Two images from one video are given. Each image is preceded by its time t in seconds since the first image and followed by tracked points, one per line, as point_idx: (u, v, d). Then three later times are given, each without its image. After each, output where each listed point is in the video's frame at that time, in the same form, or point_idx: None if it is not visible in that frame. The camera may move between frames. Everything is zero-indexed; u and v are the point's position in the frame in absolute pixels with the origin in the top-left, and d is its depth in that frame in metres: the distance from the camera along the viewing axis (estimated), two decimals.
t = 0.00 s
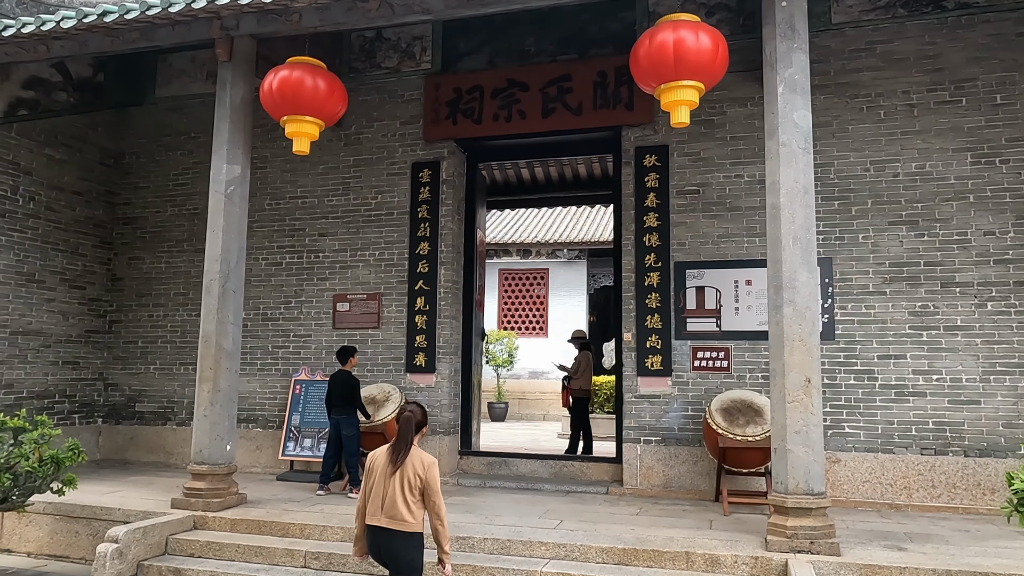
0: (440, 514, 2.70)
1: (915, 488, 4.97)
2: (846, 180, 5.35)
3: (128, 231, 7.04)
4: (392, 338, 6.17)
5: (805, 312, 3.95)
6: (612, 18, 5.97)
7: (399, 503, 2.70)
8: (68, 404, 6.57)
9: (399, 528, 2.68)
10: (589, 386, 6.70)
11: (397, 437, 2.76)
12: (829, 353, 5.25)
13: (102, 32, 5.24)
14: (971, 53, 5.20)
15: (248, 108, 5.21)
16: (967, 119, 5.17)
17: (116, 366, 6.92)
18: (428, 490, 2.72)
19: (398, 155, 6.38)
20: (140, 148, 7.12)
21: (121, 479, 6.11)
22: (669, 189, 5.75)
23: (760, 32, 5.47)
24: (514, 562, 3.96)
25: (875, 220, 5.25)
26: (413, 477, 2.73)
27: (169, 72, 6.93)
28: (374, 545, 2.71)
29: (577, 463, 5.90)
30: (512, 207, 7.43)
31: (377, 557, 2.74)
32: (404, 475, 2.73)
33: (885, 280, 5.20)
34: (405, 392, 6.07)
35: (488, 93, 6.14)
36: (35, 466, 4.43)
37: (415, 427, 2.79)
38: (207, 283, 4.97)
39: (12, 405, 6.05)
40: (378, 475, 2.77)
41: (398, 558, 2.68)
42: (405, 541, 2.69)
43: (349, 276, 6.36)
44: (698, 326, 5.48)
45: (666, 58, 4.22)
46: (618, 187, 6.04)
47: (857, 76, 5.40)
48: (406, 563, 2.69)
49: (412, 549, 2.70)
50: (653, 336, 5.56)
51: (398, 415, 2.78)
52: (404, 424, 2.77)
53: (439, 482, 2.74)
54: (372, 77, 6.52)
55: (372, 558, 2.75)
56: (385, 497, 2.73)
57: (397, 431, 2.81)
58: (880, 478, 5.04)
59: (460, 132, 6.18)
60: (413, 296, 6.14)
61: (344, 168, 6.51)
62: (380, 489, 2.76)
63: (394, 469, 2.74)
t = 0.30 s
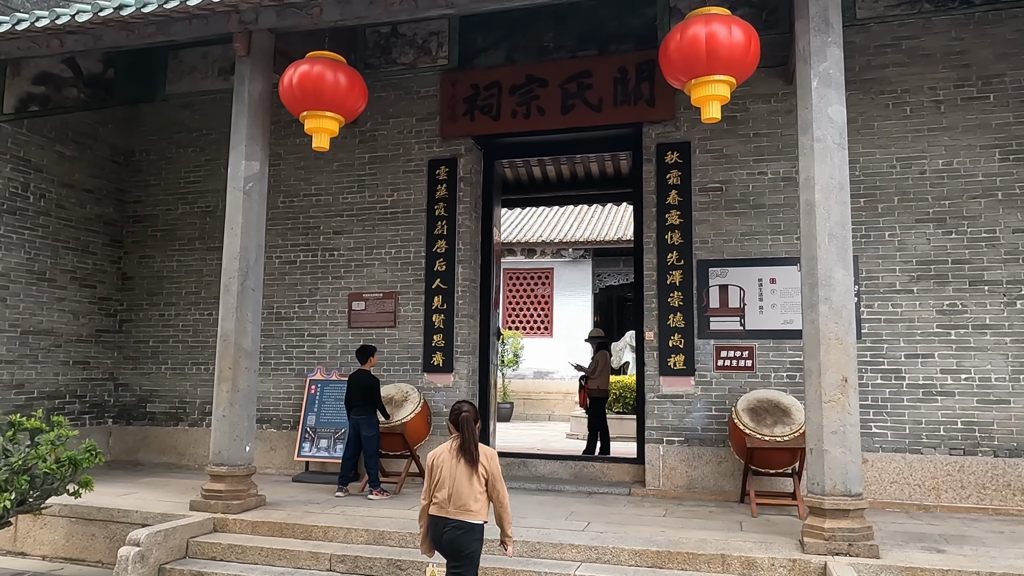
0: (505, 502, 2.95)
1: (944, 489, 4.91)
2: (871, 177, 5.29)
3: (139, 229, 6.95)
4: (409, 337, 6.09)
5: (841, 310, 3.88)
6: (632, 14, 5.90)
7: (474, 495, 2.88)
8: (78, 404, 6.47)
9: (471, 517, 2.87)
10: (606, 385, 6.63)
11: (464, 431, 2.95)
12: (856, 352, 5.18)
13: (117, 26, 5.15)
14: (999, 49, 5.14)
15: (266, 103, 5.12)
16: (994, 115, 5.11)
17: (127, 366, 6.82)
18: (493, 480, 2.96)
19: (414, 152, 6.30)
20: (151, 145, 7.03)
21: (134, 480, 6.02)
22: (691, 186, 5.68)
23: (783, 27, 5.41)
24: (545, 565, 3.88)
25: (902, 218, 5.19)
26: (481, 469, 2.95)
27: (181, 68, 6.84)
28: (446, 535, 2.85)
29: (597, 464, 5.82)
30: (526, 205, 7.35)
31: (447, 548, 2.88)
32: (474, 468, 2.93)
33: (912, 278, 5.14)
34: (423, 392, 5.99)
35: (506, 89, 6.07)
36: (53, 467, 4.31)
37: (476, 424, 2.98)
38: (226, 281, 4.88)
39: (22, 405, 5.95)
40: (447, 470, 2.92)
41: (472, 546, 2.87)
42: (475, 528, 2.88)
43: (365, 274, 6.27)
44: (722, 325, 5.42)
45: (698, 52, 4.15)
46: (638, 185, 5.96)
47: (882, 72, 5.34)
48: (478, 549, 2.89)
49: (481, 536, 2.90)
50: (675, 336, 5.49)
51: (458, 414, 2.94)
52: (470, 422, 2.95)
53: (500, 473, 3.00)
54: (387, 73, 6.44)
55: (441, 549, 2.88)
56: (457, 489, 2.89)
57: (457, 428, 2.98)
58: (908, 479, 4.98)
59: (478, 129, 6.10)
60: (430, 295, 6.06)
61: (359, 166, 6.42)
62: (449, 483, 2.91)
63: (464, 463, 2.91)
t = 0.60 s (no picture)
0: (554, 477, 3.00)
1: (976, 491, 4.83)
2: (899, 174, 5.21)
3: (150, 228, 6.84)
4: (427, 338, 6.00)
5: (881, 310, 3.80)
6: (653, 9, 5.81)
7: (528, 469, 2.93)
8: (89, 406, 6.37)
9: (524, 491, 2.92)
10: (626, 386, 6.54)
11: (512, 411, 3.04)
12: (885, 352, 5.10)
13: (132, 21, 5.05)
14: None
15: (285, 100, 5.03)
16: None
17: (138, 367, 6.72)
18: (542, 457, 3.01)
19: (431, 150, 6.21)
20: (162, 143, 6.92)
21: (148, 483, 5.92)
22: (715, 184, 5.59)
23: (810, 23, 5.32)
24: (579, 572, 3.79)
25: (931, 216, 5.12)
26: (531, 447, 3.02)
27: (193, 65, 6.74)
28: (501, 511, 2.90)
29: (619, 466, 5.74)
30: (543, 204, 7.26)
31: (504, 525, 2.91)
32: (525, 445, 3.00)
33: (942, 277, 5.06)
34: (441, 393, 5.90)
35: (525, 86, 5.98)
36: (72, 472, 4.19)
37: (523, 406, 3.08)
38: (245, 281, 4.79)
39: (34, 408, 5.84)
40: (500, 448, 2.98)
41: (529, 520, 2.90)
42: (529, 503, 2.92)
43: (381, 274, 6.18)
44: (747, 325, 5.34)
45: (732, 46, 4.04)
46: (660, 183, 5.88)
47: (910, 68, 5.26)
48: (534, 525, 2.91)
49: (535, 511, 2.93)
50: (700, 336, 5.41)
51: (507, 395, 3.05)
52: (519, 402, 3.05)
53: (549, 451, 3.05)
54: (404, 70, 6.34)
55: (498, 526, 2.90)
56: (511, 466, 2.95)
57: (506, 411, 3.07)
58: (939, 481, 4.90)
59: (496, 126, 6.01)
60: (448, 294, 5.97)
61: (375, 164, 6.33)
62: (501, 462, 2.97)
63: (516, 442, 2.98)
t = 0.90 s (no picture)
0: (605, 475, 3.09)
1: (1009, 491, 4.77)
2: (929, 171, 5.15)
3: (163, 226, 6.76)
4: (446, 337, 5.92)
5: (922, 308, 3.73)
6: (676, 4, 5.74)
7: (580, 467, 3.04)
8: (103, 407, 6.28)
9: (577, 488, 3.03)
10: (645, 385, 6.46)
11: (565, 409, 3.11)
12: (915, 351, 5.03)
13: (151, 14, 4.96)
14: None
15: (307, 95, 4.94)
16: None
17: (151, 367, 6.64)
18: (595, 455, 3.10)
19: (450, 147, 6.14)
20: (175, 140, 6.83)
21: (164, 484, 5.84)
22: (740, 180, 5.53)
23: (837, 17, 5.25)
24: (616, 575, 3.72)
25: (961, 212, 5.06)
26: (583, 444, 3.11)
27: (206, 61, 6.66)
28: (555, 507, 3.03)
29: (642, 466, 5.68)
30: (560, 201, 7.19)
31: (557, 519, 3.05)
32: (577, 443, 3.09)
33: (973, 274, 5.00)
34: (461, 393, 5.83)
35: (546, 81, 5.90)
36: (95, 474, 4.09)
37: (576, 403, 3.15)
38: (268, 279, 4.71)
39: (48, 408, 5.76)
40: (552, 446, 3.09)
41: (581, 517, 3.02)
42: (581, 500, 3.04)
43: (400, 272, 6.10)
44: (774, 323, 5.27)
45: (767, 38, 3.95)
46: (683, 180, 5.80)
47: (939, 63, 5.20)
48: (587, 519, 3.04)
49: (587, 508, 3.05)
50: (726, 334, 5.34)
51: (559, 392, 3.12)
52: (570, 400, 3.13)
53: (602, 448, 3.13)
54: (421, 65, 6.26)
55: (552, 521, 3.04)
56: (564, 463, 3.06)
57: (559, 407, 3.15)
58: (971, 481, 4.84)
59: (516, 122, 5.94)
60: (468, 293, 5.89)
61: (393, 160, 6.26)
62: (555, 459, 3.09)
63: (569, 440, 3.08)
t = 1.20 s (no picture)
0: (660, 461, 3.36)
1: None
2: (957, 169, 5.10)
3: (178, 226, 6.70)
4: (468, 337, 5.87)
5: (963, 307, 3.68)
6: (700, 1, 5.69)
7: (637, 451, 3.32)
8: (120, 408, 6.22)
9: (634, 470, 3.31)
10: (667, 386, 6.41)
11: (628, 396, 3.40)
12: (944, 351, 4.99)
13: (172, 11, 4.90)
14: None
15: (331, 93, 4.88)
16: None
17: (167, 367, 6.58)
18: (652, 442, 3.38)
19: (470, 145, 6.08)
20: (190, 139, 6.78)
21: (183, 486, 5.78)
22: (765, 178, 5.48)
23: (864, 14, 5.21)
24: None
25: (990, 211, 5.01)
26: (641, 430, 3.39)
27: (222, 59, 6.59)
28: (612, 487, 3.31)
29: (666, 467, 5.63)
30: (578, 200, 7.15)
31: (612, 499, 3.32)
32: (635, 427, 3.38)
33: (1003, 273, 4.95)
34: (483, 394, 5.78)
35: (568, 79, 5.85)
36: (121, 475, 4.04)
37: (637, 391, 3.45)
38: (293, 279, 4.66)
39: (66, 409, 5.70)
40: (611, 429, 3.38)
41: (635, 499, 3.29)
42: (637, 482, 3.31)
43: (420, 271, 6.05)
44: (801, 323, 5.23)
45: (802, 35, 3.87)
46: (707, 178, 5.75)
47: (967, 60, 5.15)
48: (639, 501, 3.31)
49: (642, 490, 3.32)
50: (752, 334, 5.29)
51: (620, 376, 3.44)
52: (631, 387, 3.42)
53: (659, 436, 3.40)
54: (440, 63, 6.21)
55: (607, 499, 3.32)
56: (622, 446, 3.34)
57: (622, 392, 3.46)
58: (1002, 481, 4.80)
59: (538, 120, 5.89)
60: (489, 292, 5.84)
61: (412, 159, 6.20)
62: (614, 441, 3.36)
63: (629, 425, 3.36)
